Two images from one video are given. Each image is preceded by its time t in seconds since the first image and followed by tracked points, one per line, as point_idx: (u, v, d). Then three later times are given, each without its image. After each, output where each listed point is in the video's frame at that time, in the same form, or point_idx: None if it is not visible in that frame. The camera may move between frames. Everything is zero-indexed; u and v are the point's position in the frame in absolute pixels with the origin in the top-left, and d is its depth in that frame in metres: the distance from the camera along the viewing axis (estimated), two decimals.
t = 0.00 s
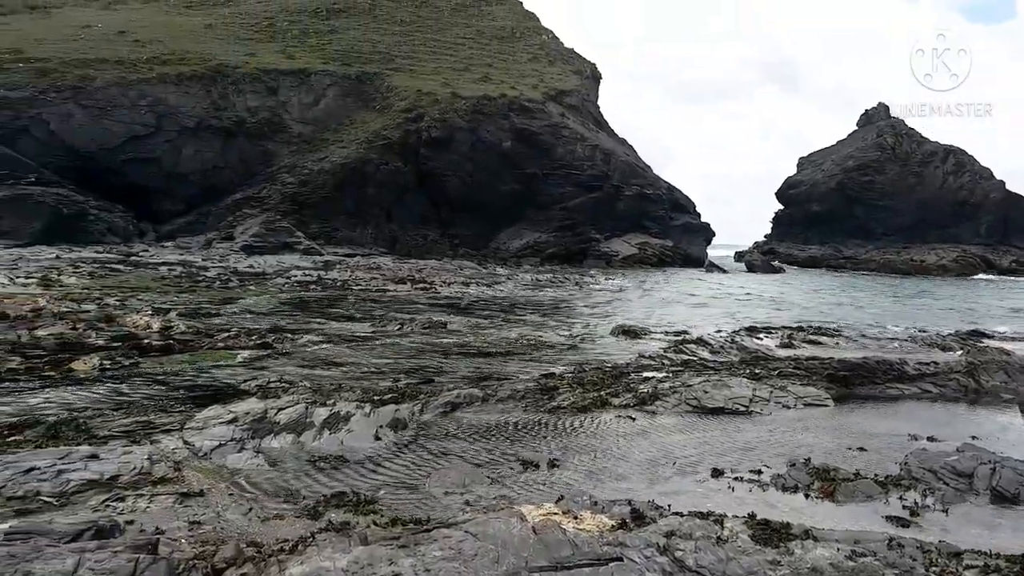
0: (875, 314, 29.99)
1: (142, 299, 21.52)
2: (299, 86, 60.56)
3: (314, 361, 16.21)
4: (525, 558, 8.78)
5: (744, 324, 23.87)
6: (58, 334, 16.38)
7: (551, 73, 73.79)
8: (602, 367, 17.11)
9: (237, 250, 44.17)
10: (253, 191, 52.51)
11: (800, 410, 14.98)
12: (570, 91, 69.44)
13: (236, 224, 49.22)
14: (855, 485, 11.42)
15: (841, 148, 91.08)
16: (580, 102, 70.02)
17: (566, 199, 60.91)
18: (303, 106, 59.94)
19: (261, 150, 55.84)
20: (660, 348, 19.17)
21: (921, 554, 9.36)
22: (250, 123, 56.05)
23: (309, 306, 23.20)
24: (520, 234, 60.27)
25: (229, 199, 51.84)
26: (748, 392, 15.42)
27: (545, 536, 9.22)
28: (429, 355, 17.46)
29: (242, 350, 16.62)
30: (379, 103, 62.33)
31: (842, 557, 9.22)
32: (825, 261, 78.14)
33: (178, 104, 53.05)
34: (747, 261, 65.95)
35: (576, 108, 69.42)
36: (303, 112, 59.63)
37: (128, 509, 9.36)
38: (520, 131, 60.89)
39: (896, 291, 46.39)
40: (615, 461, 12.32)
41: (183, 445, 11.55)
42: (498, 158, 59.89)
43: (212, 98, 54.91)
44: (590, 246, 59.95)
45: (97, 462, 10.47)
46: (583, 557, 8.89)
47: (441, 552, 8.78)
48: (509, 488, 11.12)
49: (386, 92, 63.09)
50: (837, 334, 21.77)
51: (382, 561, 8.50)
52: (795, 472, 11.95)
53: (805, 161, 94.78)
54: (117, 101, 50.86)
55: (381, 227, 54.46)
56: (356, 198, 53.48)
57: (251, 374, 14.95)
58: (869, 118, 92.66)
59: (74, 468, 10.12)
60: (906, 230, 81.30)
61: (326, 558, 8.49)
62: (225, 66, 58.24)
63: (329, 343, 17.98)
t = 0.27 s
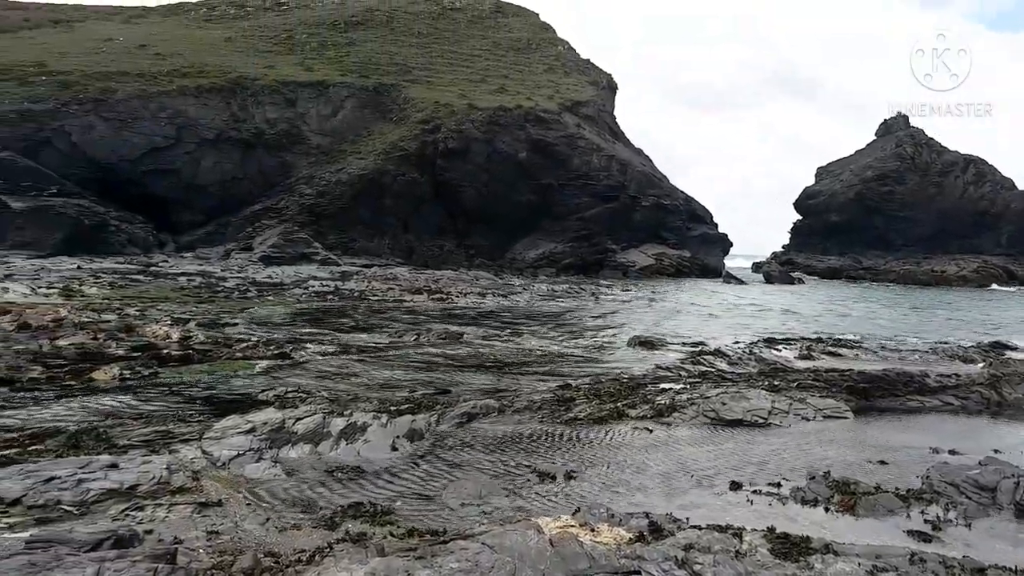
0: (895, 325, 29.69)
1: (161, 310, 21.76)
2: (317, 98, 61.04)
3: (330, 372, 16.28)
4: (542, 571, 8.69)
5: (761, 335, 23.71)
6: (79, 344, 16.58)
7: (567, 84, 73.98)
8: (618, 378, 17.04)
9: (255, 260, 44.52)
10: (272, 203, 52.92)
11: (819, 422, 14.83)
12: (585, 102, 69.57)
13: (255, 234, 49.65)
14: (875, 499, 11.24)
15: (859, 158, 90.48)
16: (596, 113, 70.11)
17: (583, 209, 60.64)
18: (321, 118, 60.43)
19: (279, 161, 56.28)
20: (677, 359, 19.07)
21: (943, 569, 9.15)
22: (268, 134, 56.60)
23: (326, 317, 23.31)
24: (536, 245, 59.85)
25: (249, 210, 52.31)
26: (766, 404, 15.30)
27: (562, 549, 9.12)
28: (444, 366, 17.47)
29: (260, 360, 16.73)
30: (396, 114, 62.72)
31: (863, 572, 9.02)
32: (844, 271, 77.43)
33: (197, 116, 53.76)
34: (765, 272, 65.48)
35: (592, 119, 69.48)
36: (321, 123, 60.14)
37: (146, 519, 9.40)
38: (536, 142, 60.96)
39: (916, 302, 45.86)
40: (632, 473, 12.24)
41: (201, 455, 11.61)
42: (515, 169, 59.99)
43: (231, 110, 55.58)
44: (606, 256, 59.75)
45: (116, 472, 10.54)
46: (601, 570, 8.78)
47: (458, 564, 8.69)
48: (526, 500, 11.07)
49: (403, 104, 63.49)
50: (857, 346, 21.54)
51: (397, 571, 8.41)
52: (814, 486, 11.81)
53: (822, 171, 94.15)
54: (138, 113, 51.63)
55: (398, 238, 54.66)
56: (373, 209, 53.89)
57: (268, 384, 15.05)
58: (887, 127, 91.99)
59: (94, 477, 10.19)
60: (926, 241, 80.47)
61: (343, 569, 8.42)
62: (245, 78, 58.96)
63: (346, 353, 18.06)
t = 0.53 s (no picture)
0: (914, 336, 29.37)
1: (181, 318, 21.97)
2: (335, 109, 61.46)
3: (346, 380, 16.33)
4: None
5: (780, 346, 23.52)
6: (99, 353, 16.77)
7: (583, 93, 74.06)
8: (634, 388, 16.96)
9: (273, 270, 44.89)
10: (290, 213, 53.35)
11: (838, 434, 14.67)
12: (601, 111, 69.58)
13: (272, 244, 50.11)
14: (896, 511, 11.05)
15: (878, 166, 89.75)
16: (612, 122, 70.08)
17: (599, 218, 60.45)
18: (338, 128, 60.86)
19: (297, 172, 56.68)
20: (693, 369, 18.96)
21: None
22: (286, 145, 57.08)
23: (343, 326, 23.43)
24: (552, 254, 59.67)
25: (267, 220, 52.75)
26: (785, 415, 15.16)
27: (579, 561, 9.01)
28: (460, 375, 17.49)
29: (277, 369, 16.83)
30: (413, 125, 63.06)
31: None
32: (862, 280, 76.71)
33: (217, 127, 54.42)
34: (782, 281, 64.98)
35: (608, 128, 69.46)
36: (339, 133, 60.59)
37: (164, 527, 9.45)
38: (552, 151, 60.95)
39: (937, 313, 45.28)
40: (650, 484, 12.14)
41: (219, 464, 11.68)
42: (531, 179, 60.03)
43: (250, 121, 56.21)
44: (622, 266, 59.57)
45: (136, 480, 10.61)
46: None
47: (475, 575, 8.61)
48: (542, 510, 11.00)
49: (420, 114, 63.86)
50: (877, 356, 21.29)
51: None
52: (834, 498, 11.64)
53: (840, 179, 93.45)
54: (159, 124, 52.36)
55: (414, 247, 54.84)
56: (389, 218, 54.18)
57: (286, 393, 15.12)
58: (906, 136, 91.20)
59: (115, 486, 10.28)
60: (946, 250, 79.56)
61: None
62: (264, 89, 59.61)
63: (362, 362, 18.12)
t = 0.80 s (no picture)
0: (934, 345, 29.08)
1: (198, 326, 22.14)
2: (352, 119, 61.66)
3: (362, 388, 16.38)
4: None
5: (797, 354, 23.35)
6: (118, 360, 16.93)
7: (598, 101, 74.06)
8: (650, 397, 16.86)
9: (290, 278, 45.17)
10: (306, 221, 53.67)
11: (858, 444, 14.50)
12: (616, 119, 69.54)
13: (289, 252, 50.48)
14: (917, 523, 10.86)
15: (895, 174, 89.00)
16: (628, 130, 69.98)
17: (613, 227, 60.09)
18: (355, 137, 61.16)
19: (314, 181, 56.92)
20: (709, 378, 18.84)
21: None
22: (303, 154, 57.40)
23: (359, 333, 23.53)
24: (567, 263, 59.20)
25: (284, 229, 53.06)
26: (803, 424, 15.02)
27: (596, 571, 8.93)
28: (474, 383, 17.51)
29: (293, 377, 16.91)
30: (428, 133, 63.30)
31: None
32: (880, 288, 75.94)
33: (235, 137, 54.93)
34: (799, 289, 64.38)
35: (623, 136, 69.33)
36: (355, 142, 60.90)
37: (182, 534, 9.49)
38: (567, 159, 60.82)
39: (957, 321, 44.70)
40: (666, 494, 12.05)
41: (236, 471, 11.73)
42: (547, 188, 59.90)
43: (268, 130, 56.66)
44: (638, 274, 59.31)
45: (154, 487, 10.68)
46: None
47: None
48: (559, 520, 10.92)
49: (435, 123, 64.14)
50: (896, 365, 21.10)
51: None
52: (854, 508, 11.48)
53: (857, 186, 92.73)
54: (177, 134, 52.98)
55: (430, 256, 55.04)
56: (405, 226, 54.37)
57: (302, 401, 15.19)
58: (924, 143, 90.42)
59: (133, 493, 10.34)
60: (965, 258, 78.67)
61: None
62: (281, 99, 60.15)
63: (378, 369, 18.17)
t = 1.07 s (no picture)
0: (954, 353, 28.76)
1: (215, 333, 22.32)
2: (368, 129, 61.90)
3: (377, 396, 16.42)
4: None
5: (814, 362, 23.19)
6: (137, 367, 17.10)
7: (613, 109, 74.05)
8: (666, 406, 16.77)
9: (306, 285, 45.45)
10: (323, 229, 53.96)
11: (876, 453, 14.34)
12: (631, 127, 69.48)
13: (306, 259, 50.77)
14: (937, 534, 10.68)
15: (913, 180, 88.22)
16: (643, 138, 69.88)
17: (628, 233, 59.95)
18: (371, 145, 61.47)
19: (330, 188, 57.15)
20: (726, 386, 18.72)
21: None
22: (320, 162, 57.70)
23: (374, 341, 23.61)
24: (582, 270, 58.81)
25: (300, 236, 53.38)
26: (820, 433, 14.88)
27: None
28: (489, 390, 17.51)
29: (310, 384, 17.01)
30: (443, 141, 63.55)
31: None
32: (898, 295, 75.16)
33: (252, 145, 55.40)
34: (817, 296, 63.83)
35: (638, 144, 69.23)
36: (371, 150, 61.20)
37: (198, 540, 9.52)
38: (582, 166, 60.82)
39: (978, 329, 44.14)
40: (683, 504, 11.94)
41: (252, 478, 11.79)
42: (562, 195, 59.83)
43: (285, 139, 57.03)
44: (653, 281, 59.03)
45: (171, 493, 10.74)
46: None
47: None
48: (575, 529, 10.86)
49: (450, 130, 64.41)
50: (915, 374, 20.89)
51: None
52: (873, 519, 11.33)
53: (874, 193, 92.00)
54: (195, 142, 53.59)
55: (445, 263, 54.57)
56: (419, 234, 54.24)
57: (318, 408, 15.27)
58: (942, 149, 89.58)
59: (151, 499, 10.42)
60: (985, 265, 77.73)
61: None
62: (298, 108, 60.70)
63: (392, 377, 18.23)
